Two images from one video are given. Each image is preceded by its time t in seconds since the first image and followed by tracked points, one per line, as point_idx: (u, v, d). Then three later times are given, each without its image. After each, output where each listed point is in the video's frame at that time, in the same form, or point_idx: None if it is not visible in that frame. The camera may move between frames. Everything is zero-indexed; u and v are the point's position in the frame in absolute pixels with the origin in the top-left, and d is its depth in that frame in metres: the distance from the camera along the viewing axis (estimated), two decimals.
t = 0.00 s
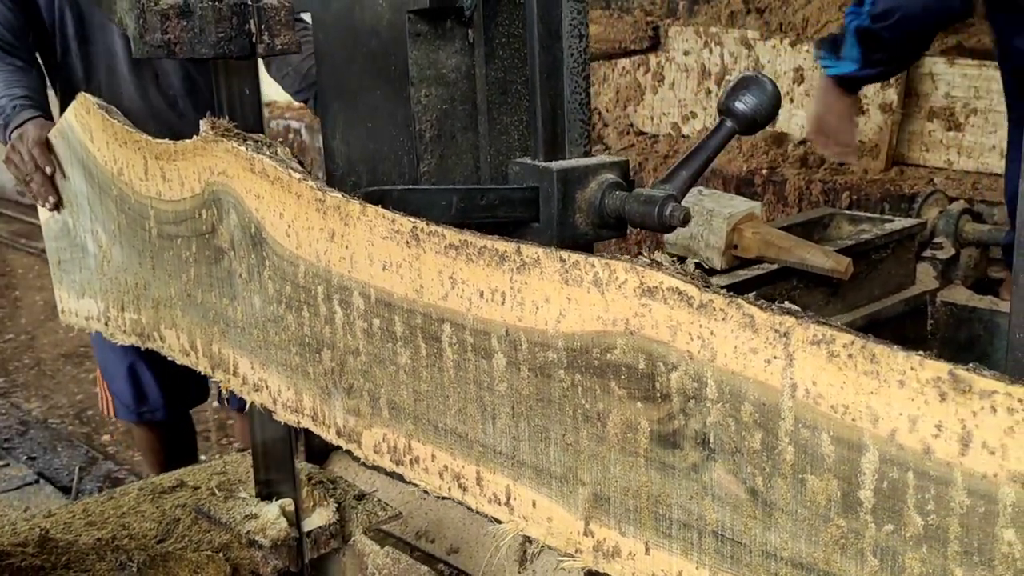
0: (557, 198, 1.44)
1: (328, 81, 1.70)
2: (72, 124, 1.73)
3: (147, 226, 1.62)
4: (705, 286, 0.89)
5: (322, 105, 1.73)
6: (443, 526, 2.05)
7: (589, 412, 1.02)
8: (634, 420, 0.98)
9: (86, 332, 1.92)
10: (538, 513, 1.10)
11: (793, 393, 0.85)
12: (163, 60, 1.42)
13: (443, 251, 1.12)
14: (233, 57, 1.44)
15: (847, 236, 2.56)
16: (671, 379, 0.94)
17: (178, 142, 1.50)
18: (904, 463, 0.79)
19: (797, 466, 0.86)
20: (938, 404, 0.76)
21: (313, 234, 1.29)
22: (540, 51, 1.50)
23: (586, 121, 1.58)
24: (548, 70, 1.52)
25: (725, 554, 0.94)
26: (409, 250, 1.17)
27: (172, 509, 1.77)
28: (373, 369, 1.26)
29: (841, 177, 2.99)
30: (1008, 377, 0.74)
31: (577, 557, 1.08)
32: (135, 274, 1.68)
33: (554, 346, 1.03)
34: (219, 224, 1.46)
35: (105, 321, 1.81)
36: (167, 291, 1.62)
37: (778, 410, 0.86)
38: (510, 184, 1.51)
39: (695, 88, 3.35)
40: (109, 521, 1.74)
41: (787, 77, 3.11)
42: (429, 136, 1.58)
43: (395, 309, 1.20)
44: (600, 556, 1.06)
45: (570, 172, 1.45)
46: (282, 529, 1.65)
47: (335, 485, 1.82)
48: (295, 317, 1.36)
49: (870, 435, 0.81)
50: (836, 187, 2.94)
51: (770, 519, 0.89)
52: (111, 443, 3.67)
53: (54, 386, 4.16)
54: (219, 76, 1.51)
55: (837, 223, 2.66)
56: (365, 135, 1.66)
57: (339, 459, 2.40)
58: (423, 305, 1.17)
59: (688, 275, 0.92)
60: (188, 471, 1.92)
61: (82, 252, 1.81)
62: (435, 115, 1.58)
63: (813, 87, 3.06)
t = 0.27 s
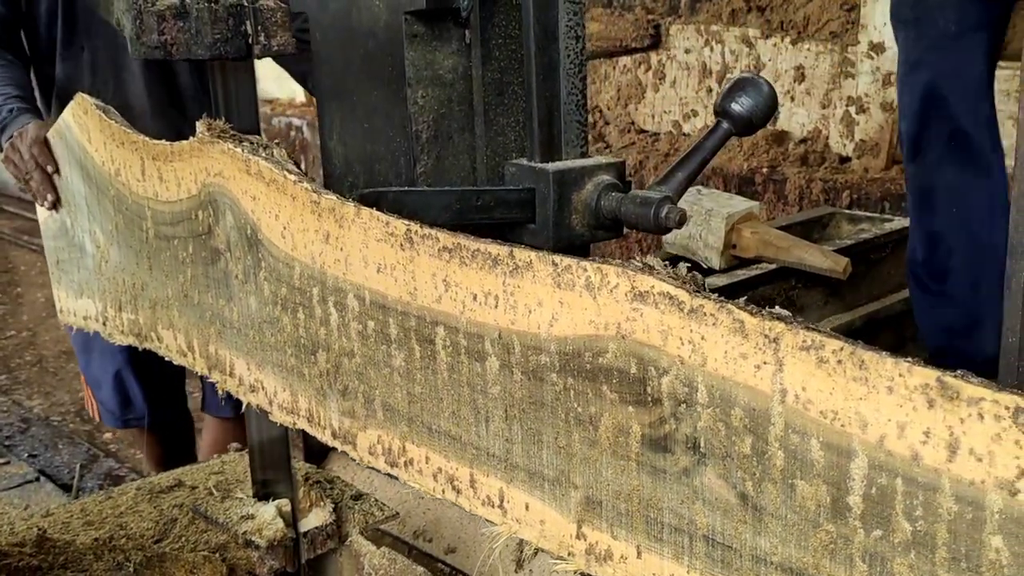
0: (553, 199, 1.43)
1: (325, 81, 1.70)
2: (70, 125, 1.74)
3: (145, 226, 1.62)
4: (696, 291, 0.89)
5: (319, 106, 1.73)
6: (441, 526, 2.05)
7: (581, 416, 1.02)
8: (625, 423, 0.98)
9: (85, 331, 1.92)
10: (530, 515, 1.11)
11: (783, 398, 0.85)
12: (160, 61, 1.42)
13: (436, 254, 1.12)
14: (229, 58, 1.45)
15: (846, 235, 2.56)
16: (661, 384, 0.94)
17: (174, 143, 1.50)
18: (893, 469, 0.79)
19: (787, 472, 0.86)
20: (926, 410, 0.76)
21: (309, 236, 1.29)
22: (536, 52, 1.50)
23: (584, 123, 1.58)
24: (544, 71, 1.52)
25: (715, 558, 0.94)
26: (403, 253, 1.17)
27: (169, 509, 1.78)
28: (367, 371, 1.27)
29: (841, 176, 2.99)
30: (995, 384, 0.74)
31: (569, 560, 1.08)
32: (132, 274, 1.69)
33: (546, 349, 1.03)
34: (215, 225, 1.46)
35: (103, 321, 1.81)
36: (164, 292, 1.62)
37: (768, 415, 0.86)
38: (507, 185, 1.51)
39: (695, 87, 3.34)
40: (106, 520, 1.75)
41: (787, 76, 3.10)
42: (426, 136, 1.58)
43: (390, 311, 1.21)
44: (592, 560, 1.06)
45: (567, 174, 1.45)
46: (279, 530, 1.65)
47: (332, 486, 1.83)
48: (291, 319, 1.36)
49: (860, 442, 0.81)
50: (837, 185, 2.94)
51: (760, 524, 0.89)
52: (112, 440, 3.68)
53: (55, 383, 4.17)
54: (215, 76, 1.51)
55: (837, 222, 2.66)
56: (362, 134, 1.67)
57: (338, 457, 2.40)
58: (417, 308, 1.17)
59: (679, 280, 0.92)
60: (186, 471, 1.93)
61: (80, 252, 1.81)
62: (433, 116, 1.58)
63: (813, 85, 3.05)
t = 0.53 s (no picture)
0: (552, 188, 1.43)
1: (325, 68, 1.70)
2: (70, 112, 1.74)
3: (144, 214, 1.62)
4: (690, 282, 0.89)
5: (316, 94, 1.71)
6: (441, 512, 2.06)
7: (576, 405, 1.02)
8: (620, 413, 0.98)
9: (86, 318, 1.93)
10: (526, 504, 1.11)
11: (776, 389, 0.85)
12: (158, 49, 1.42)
13: (433, 243, 1.12)
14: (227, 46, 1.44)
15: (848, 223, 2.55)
16: (656, 374, 0.94)
17: (173, 131, 1.50)
18: (884, 461, 0.79)
19: (780, 462, 0.86)
20: (918, 402, 0.77)
21: (307, 224, 1.29)
22: (535, 39, 1.51)
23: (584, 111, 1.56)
24: (542, 58, 1.52)
25: (709, 547, 0.94)
26: (400, 242, 1.17)
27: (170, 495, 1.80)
28: (365, 359, 1.27)
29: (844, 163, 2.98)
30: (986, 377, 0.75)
31: (565, 548, 1.09)
32: (132, 262, 1.69)
33: (542, 339, 1.03)
34: (214, 213, 1.46)
35: (104, 308, 1.82)
36: (163, 280, 1.63)
37: (761, 406, 0.86)
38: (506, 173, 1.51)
39: (699, 73, 3.33)
40: (107, 506, 1.77)
41: (791, 62, 3.09)
42: (426, 125, 1.56)
43: (387, 300, 1.21)
44: (587, 548, 1.06)
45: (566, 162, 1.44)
46: (278, 517, 1.67)
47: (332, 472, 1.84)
48: (290, 307, 1.37)
49: (852, 433, 0.81)
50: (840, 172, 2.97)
51: (753, 514, 0.90)
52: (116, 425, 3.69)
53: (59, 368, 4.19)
54: (213, 64, 1.52)
55: (839, 210, 2.65)
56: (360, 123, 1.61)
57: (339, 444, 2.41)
58: (414, 297, 1.17)
59: (674, 270, 0.92)
60: (187, 458, 1.94)
61: (80, 239, 1.81)
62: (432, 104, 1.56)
63: (817, 72, 3.04)
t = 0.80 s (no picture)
0: (552, 155, 1.43)
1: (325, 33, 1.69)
2: (71, 76, 1.73)
3: (144, 179, 1.62)
4: (685, 251, 0.89)
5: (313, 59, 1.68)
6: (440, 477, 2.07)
7: (571, 373, 1.02)
8: (614, 381, 0.98)
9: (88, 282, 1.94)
10: (521, 471, 1.12)
11: (768, 358, 0.85)
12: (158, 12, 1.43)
13: (430, 210, 1.12)
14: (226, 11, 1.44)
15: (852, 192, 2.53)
16: (650, 343, 0.94)
17: (173, 96, 1.50)
18: (875, 431, 0.80)
19: (772, 431, 0.87)
20: (908, 372, 0.77)
21: (305, 190, 1.29)
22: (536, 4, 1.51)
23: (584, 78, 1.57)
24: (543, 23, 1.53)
25: (701, 515, 0.95)
26: (397, 208, 1.17)
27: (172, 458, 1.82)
28: (363, 325, 1.27)
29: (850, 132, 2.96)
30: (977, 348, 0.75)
31: (559, 514, 1.10)
32: (133, 226, 1.69)
33: (537, 307, 1.03)
34: (214, 178, 1.46)
35: (105, 273, 1.82)
36: (164, 245, 1.63)
37: (753, 375, 0.87)
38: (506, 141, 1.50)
39: (705, 39, 3.31)
40: (110, 469, 1.78)
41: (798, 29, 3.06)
42: (426, 91, 1.52)
43: (385, 267, 1.21)
44: (581, 515, 1.07)
45: (566, 130, 1.44)
46: (278, 482, 1.70)
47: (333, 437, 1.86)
48: (289, 273, 1.37)
49: (843, 403, 0.81)
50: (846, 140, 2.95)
51: (745, 482, 0.90)
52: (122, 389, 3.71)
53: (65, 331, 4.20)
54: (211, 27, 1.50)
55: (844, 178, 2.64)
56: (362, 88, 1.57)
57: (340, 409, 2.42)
58: (411, 264, 1.17)
59: (669, 239, 0.92)
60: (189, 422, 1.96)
61: (82, 203, 1.82)
62: (432, 70, 1.52)
63: (824, 39, 3.02)
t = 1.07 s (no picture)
0: (552, 130, 1.41)
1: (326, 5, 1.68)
2: (71, 47, 1.73)
3: (145, 151, 1.62)
4: (681, 232, 0.89)
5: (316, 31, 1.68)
6: (438, 450, 2.08)
7: (567, 351, 1.03)
8: (609, 360, 0.99)
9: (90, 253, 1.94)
10: (517, 448, 1.12)
11: (761, 340, 0.86)
12: None
13: (429, 186, 1.12)
14: None
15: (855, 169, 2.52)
16: (645, 322, 0.94)
17: (173, 68, 1.50)
18: (866, 414, 0.80)
19: (764, 413, 0.87)
20: (900, 356, 0.77)
21: (305, 165, 1.29)
22: None
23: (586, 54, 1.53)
24: None
25: (694, 494, 0.96)
26: (395, 185, 1.17)
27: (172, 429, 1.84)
28: (362, 301, 1.28)
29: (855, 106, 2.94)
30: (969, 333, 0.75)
31: (554, 491, 1.11)
32: (133, 198, 1.69)
33: (534, 285, 1.04)
34: (214, 151, 1.46)
35: (106, 244, 1.83)
36: (164, 217, 1.63)
37: (747, 356, 0.87)
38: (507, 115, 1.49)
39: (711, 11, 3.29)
40: (111, 440, 1.81)
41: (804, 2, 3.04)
42: (427, 65, 1.53)
43: (383, 243, 1.21)
44: (576, 492, 1.08)
45: (567, 106, 1.43)
46: (277, 454, 1.72)
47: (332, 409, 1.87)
48: (289, 247, 1.37)
49: (835, 386, 0.82)
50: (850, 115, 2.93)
51: (738, 462, 0.91)
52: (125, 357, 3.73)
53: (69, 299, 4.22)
54: None
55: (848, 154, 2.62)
56: (363, 62, 1.56)
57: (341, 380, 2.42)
58: (409, 240, 1.17)
59: (665, 220, 0.92)
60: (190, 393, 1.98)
61: (83, 174, 1.82)
62: (433, 44, 1.51)
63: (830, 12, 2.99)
